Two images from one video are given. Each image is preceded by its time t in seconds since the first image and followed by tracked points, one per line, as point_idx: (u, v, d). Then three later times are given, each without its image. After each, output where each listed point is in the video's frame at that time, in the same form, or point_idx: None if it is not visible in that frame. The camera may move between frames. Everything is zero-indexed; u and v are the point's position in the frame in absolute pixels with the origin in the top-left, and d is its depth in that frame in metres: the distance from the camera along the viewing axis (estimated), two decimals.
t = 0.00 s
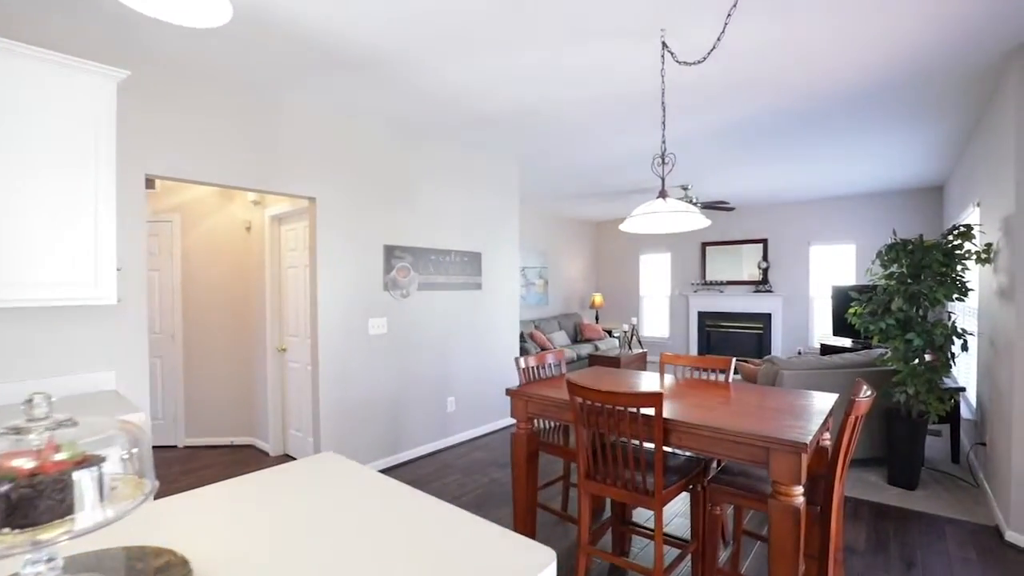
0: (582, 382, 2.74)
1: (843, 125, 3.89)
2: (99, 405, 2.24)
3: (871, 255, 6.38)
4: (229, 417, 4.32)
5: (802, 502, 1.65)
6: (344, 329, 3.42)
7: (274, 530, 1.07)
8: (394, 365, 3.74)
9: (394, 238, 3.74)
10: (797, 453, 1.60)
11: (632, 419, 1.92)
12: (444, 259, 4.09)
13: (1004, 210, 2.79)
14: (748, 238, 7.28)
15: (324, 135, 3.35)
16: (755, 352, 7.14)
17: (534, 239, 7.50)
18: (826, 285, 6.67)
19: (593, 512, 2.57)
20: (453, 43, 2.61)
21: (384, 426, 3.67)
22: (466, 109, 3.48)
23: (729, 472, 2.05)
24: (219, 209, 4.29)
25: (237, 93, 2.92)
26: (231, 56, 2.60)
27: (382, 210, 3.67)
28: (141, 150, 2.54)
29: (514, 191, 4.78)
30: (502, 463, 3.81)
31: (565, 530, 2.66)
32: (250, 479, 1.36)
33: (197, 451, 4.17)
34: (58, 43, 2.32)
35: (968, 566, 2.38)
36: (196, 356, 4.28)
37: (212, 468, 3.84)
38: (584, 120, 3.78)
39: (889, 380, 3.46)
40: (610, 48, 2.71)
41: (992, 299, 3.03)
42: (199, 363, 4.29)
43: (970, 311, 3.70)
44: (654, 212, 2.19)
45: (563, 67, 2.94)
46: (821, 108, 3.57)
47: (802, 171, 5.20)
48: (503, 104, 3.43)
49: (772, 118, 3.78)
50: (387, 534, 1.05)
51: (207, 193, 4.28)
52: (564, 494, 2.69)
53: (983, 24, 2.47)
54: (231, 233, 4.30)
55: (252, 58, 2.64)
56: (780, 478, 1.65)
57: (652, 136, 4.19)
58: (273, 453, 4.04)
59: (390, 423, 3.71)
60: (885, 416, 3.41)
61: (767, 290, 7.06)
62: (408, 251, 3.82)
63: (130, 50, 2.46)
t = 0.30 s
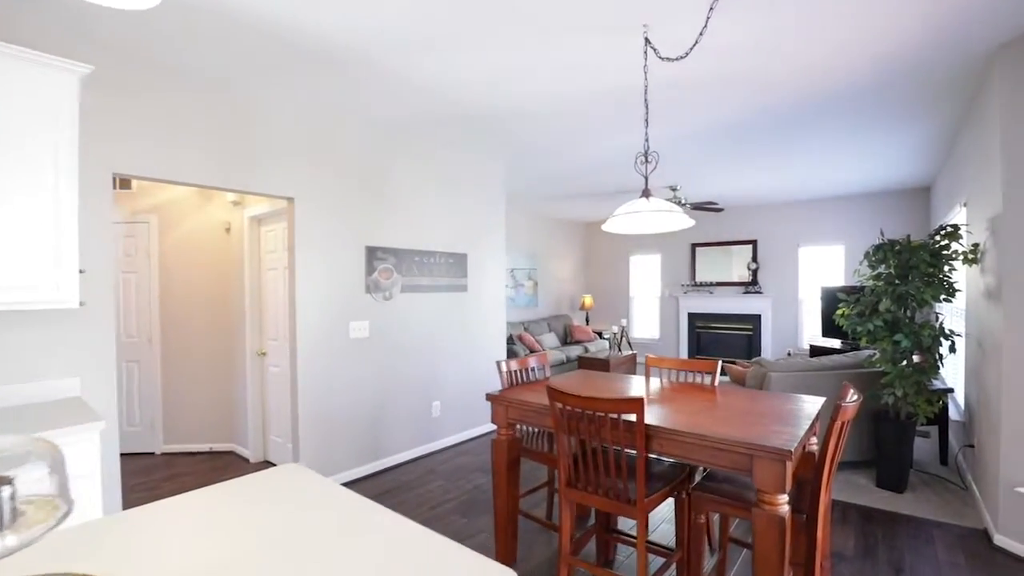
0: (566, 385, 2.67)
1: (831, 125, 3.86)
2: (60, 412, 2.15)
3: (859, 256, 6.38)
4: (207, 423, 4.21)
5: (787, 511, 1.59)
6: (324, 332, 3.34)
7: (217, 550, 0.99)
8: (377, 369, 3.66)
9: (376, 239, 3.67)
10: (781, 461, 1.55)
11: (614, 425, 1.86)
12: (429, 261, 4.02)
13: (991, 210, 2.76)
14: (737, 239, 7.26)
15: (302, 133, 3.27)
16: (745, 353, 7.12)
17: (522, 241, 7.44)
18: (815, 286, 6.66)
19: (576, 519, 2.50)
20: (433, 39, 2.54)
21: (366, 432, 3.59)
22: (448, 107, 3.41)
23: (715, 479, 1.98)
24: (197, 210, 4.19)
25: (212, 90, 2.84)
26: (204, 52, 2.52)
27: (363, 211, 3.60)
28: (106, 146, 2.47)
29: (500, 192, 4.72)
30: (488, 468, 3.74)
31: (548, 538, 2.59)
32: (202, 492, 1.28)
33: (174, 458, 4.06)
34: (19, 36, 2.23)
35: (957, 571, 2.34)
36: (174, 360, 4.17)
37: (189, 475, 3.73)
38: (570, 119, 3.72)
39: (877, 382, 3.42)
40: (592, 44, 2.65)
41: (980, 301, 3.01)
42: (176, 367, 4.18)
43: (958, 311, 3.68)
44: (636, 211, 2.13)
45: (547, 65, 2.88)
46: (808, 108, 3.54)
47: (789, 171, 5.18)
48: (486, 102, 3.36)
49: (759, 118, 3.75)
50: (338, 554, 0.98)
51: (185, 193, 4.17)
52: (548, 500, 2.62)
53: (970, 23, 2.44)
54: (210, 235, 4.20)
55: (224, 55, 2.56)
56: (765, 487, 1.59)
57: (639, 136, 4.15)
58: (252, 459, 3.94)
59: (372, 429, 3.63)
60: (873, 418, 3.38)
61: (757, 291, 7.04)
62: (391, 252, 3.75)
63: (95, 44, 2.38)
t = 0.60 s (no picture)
0: (553, 389, 2.61)
1: (821, 126, 3.83)
2: (23, 419, 2.07)
3: (851, 259, 6.36)
4: (190, 429, 4.11)
5: (775, 521, 1.54)
6: (307, 335, 3.27)
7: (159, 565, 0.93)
8: (362, 372, 3.58)
9: (361, 240, 3.60)
10: (768, 469, 1.49)
11: (598, 432, 1.80)
12: (416, 263, 3.95)
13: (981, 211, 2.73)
14: (729, 242, 7.24)
15: (285, 132, 3.21)
16: (737, 356, 7.09)
17: (514, 243, 7.39)
18: (807, 288, 6.64)
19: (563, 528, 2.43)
20: (416, 36, 2.49)
21: (350, 438, 3.51)
22: (434, 106, 3.35)
23: (703, 487, 1.92)
24: (180, 211, 4.11)
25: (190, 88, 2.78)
26: (179, 48, 2.45)
27: (348, 211, 3.53)
28: (77, 145, 2.39)
29: (489, 193, 4.67)
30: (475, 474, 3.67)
31: (534, 547, 2.52)
32: (157, 506, 1.22)
33: (155, 465, 3.96)
34: None
35: None
36: (155, 364, 4.08)
37: (170, 482, 3.64)
38: (558, 119, 3.67)
39: (869, 386, 3.38)
40: (578, 42, 2.60)
41: (971, 303, 2.97)
42: (157, 372, 4.08)
43: (949, 314, 3.64)
44: (620, 211, 2.08)
45: (533, 64, 2.83)
46: (797, 108, 3.51)
47: (780, 173, 5.16)
48: (473, 100, 3.31)
49: (749, 118, 3.71)
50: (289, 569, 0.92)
51: (167, 194, 4.09)
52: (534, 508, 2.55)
53: (959, 24, 2.42)
54: (192, 236, 4.12)
55: (201, 51, 2.49)
56: (752, 496, 1.54)
57: (629, 136, 4.10)
58: (236, 465, 3.85)
59: (357, 433, 3.56)
60: (865, 422, 3.34)
61: (749, 293, 7.02)
62: (377, 254, 3.68)
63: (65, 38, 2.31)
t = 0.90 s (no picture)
0: (539, 393, 2.54)
1: (811, 128, 3.80)
2: None
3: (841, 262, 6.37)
4: (170, 434, 4.01)
5: (764, 532, 1.49)
6: (290, 339, 3.19)
7: None
8: (346, 376, 3.51)
9: (346, 241, 3.53)
10: (756, 478, 1.44)
11: (582, 439, 1.74)
12: (403, 264, 3.89)
13: (972, 215, 2.71)
14: (720, 245, 7.22)
15: (268, 130, 3.14)
16: (728, 360, 7.07)
17: (505, 245, 7.33)
18: (798, 291, 6.64)
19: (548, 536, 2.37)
20: (396, 34, 2.43)
21: (334, 443, 3.44)
22: (421, 106, 3.30)
23: (691, 495, 1.87)
24: (162, 210, 4.02)
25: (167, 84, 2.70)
26: (156, 43, 2.37)
27: (333, 212, 3.47)
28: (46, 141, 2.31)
29: (478, 194, 4.61)
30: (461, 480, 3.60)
31: (519, 556, 2.46)
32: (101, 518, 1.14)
33: (133, 470, 3.86)
34: None
35: None
36: (134, 367, 3.98)
37: (148, 488, 3.54)
38: (547, 119, 3.63)
39: (859, 390, 3.35)
40: (565, 41, 2.55)
41: (961, 307, 2.95)
42: (137, 376, 3.97)
43: (939, 318, 3.62)
44: (605, 212, 2.02)
45: (522, 64, 2.79)
46: (788, 110, 3.48)
47: (771, 175, 5.14)
48: (460, 100, 3.25)
49: (740, 120, 3.69)
50: None
51: (148, 193, 4.00)
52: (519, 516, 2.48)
53: (950, 28, 2.40)
54: (174, 236, 4.03)
55: (179, 47, 2.42)
56: (740, 507, 1.48)
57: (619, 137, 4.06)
58: (216, 471, 3.76)
59: (341, 439, 3.48)
60: (856, 426, 3.31)
61: (740, 297, 7.00)
62: (362, 255, 3.62)
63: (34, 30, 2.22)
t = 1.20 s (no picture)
0: (527, 398, 2.48)
1: (804, 129, 3.76)
2: None
3: (835, 265, 6.34)
4: (150, 438, 3.91)
5: (754, 546, 1.43)
6: (272, 341, 3.11)
7: None
8: (331, 379, 3.43)
9: (332, 242, 3.46)
10: (748, 490, 1.38)
11: (568, 447, 1.68)
12: (390, 266, 3.81)
13: (966, 217, 2.67)
14: (714, 247, 7.18)
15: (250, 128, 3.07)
16: (722, 363, 7.03)
17: (498, 247, 7.27)
18: (792, 294, 6.61)
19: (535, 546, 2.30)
20: (380, 29, 2.36)
21: (318, 448, 3.36)
22: (408, 103, 3.23)
23: (681, 505, 1.81)
24: (144, 210, 3.93)
25: (144, 78, 2.62)
26: (131, 36, 2.30)
27: (318, 212, 3.40)
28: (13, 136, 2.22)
29: (469, 195, 4.55)
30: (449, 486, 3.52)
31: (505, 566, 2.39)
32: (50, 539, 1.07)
33: (112, 476, 3.76)
34: None
35: None
36: (114, 370, 3.87)
37: (126, 494, 3.45)
38: (538, 119, 3.57)
39: (853, 394, 3.31)
40: (554, 38, 2.49)
41: (956, 311, 2.91)
42: (116, 379, 3.88)
43: (934, 322, 3.58)
44: (595, 212, 1.97)
45: (510, 61, 2.73)
46: (781, 111, 3.45)
47: (765, 177, 5.11)
48: (449, 99, 3.19)
49: (733, 120, 3.64)
50: None
51: (131, 192, 3.91)
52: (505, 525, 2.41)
53: (944, 28, 2.37)
54: (156, 236, 3.94)
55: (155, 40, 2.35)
56: (730, 519, 1.42)
57: (611, 137, 4.01)
58: (197, 477, 3.67)
59: (326, 443, 3.40)
60: (849, 431, 3.26)
61: (734, 299, 6.97)
62: (349, 256, 3.55)
63: None
